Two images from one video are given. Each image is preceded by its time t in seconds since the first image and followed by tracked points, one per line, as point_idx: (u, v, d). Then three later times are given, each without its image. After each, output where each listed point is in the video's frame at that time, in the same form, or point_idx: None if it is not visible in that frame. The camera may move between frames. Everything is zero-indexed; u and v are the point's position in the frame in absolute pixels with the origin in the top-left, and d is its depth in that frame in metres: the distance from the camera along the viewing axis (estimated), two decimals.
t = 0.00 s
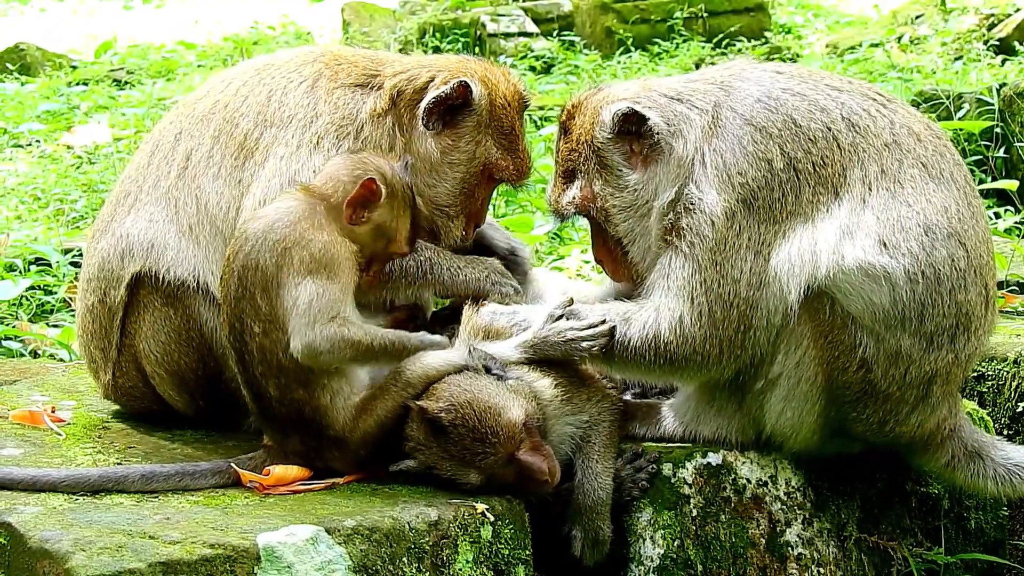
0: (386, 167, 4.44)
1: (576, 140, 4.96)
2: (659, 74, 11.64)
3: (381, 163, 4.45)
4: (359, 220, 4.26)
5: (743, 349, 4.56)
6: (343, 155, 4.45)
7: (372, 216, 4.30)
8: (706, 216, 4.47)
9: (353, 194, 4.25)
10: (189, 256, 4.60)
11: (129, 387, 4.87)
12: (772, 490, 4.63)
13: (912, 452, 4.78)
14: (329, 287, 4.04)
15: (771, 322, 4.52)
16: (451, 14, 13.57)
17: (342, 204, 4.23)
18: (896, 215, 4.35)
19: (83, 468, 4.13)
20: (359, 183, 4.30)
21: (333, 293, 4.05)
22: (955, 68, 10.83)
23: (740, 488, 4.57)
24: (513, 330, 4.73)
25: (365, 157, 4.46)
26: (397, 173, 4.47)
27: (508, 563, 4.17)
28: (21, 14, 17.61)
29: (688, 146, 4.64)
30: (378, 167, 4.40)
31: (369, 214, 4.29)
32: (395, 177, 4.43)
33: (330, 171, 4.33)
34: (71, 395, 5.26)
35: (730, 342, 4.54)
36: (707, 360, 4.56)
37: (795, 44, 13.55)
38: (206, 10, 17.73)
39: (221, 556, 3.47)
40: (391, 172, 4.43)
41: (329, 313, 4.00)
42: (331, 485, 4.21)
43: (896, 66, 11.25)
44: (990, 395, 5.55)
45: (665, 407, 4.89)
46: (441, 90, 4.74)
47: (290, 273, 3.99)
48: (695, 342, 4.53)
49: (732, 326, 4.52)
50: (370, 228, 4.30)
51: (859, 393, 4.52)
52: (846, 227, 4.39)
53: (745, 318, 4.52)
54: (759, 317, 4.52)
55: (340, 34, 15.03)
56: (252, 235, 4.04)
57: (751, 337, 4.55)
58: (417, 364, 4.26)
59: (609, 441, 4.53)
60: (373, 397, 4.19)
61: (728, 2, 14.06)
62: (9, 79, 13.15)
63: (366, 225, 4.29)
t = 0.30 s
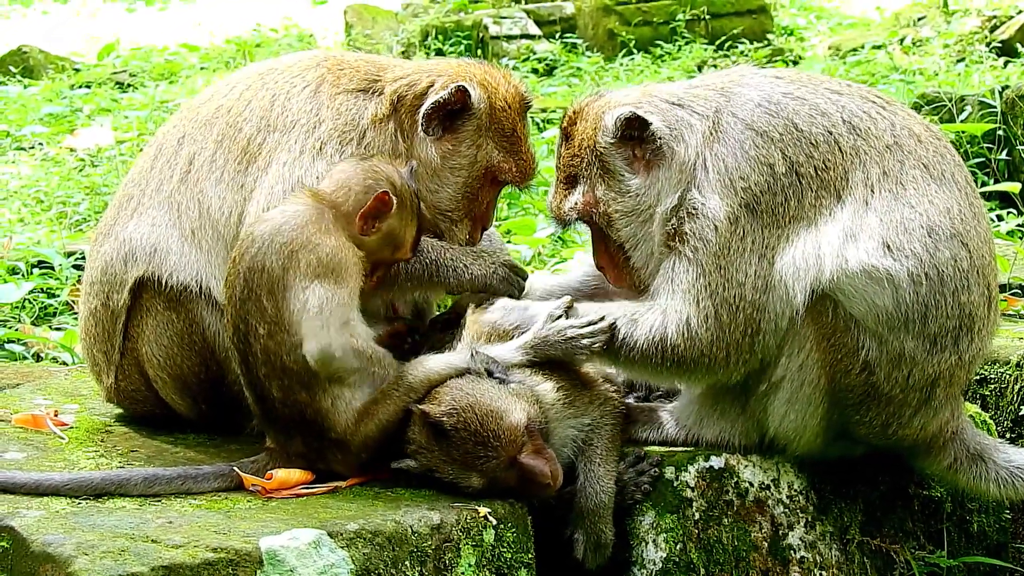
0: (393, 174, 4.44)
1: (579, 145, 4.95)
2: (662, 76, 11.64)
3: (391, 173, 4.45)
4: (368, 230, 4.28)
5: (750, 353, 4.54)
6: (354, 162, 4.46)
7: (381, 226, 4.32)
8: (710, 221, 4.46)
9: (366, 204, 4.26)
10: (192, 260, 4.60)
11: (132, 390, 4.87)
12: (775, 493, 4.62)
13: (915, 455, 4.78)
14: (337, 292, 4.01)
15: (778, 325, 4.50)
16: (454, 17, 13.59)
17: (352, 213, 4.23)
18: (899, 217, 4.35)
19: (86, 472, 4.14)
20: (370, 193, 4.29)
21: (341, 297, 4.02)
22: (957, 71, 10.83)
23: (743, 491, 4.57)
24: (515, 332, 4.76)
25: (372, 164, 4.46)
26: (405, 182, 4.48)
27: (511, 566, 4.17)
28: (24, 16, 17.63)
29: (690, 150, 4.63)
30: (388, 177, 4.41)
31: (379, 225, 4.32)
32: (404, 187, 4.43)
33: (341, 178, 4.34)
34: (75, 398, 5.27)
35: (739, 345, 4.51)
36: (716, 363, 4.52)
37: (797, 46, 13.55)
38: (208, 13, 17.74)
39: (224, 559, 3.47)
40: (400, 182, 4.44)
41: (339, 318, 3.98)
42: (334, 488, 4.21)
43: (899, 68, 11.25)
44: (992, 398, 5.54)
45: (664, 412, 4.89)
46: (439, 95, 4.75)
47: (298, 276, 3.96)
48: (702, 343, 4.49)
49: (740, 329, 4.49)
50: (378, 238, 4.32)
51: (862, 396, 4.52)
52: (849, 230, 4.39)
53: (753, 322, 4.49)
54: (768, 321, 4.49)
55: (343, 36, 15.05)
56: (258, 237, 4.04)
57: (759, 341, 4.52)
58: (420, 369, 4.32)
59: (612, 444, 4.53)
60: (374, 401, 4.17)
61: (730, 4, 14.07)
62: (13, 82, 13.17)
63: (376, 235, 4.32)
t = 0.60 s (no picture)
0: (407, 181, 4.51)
1: (575, 157, 4.97)
2: (663, 81, 11.66)
3: (406, 180, 4.51)
4: (383, 238, 4.34)
5: (757, 357, 4.54)
6: (366, 167, 4.49)
7: (397, 234, 4.36)
8: (708, 227, 4.47)
9: (383, 213, 4.30)
10: (193, 264, 4.61)
11: (134, 395, 4.88)
12: (776, 497, 4.63)
13: (916, 456, 4.79)
14: (355, 298, 4.08)
15: (784, 329, 4.49)
16: (455, 21, 13.61)
17: (367, 220, 4.27)
18: (898, 219, 4.36)
19: (89, 476, 4.14)
20: (387, 202, 4.33)
21: (358, 303, 4.10)
22: (958, 74, 10.84)
23: (744, 494, 4.58)
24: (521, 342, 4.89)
25: (385, 170, 4.50)
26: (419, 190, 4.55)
27: (513, 569, 4.17)
28: (25, 21, 17.65)
29: (686, 159, 4.65)
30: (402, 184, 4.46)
31: (395, 232, 4.37)
32: (417, 195, 4.50)
33: (357, 185, 4.34)
34: (77, 402, 5.27)
35: (745, 350, 4.51)
36: (721, 365, 4.53)
37: (798, 50, 13.56)
38: (209, 18, 17.76)
39: (227, 563, 3.48)
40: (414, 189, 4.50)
41: (359, 324, 4.07)
42: (336, 492, 4.22)
43: (900, 71, 11.26)
44: (993, 402, 5.55)
45: (663, 413, 4.89)
46: (441, 101, 4.74)
47: (315, 281, 4.00)
48: (708, 348, 4.49)
49: (744, 334, 4.49)
50: (393, 246, 4.38)
51: (864, 399, 4.53)
52: (849, 233, 4.39)
53: (759, 327, 4.49)
54: (774, 324, 4.48)
55: (344, 40, 15.06)
56: (274, 241, 4.05)
57: (767, 345, 4.52)
58: (423, 372, 4.38)
59: (614, 447, 4.54)
60: (379, 405, 4.24)
61: (731, 8, 14.09)
62: (14, 86, 13.18)
63: (391, 243, 4.37)
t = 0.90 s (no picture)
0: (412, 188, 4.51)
1: (575, 160, 4.97)
2: (661, 85, 11.67)
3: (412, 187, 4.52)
4: (392, 246, 4.37)
5: (758, 360, 4.54)
6: (370, 172, 4.49)
7: (405, 241, 4.40)
8: (707, 230, 4.47)
9: (394, 222, 4.34)
10: (193, 267, 4.60)
11: (134, 398, 4.88)
12: (775, 501, 4.63)
13: (914, 461, 4.79)
14: (360, 304, 4.08)
15: (784, 334, 4.49)
16: (454, 25, 13.62)
17: (374, 227, 4.28)
18: (897, 224, 4.37)
19: (88, 479, 4.14)
20: (395, 210, 4.36)
21: (363, 310, 4.09)
22: (956, 79, 10.86)
23: (744, 499, 4.57)
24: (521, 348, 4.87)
25: (390, 176, 4.50)
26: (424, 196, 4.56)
27: (512, 573, 4.17)
28: (23, 23, 17.65)
29: (686, 163, 4.65)
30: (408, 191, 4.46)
31: (404, 240, 4.40)
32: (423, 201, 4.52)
33: (365, 192, 4.34)
34: (76, 406, 5.27)
35: (745, 353, 4.51)
36: (722, 368, 4.53)
37: (796, 54, 13.58)
38: (208, 21, 17.76)
39: (226, 566, 3.48)
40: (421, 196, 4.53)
41: (364, 330, 4.07)
42: (336, 496, 4.22)
43: (898, 76, 11.28)
44: (992, 406, 5.56)
45: (665, 419, 4.90)
46: (443, 105, 4.74)
47: (319, 287, 4.01)
48: (710, 349, 4.49)
49: (745, 337, 4.49)
50: (402, 253, 4.41)
51: (863, 403, 4.54)
52: (848, 238, 4.40)
53: (759, 332, 4.49)
54: (773, 328, 4.48)
55: (343, 44, 15.07)
56: (279, 246, 4.07)
57: (767, 350, 4.52)
58: (423, 375, 4.36)
59: (614, 451, 4.55)
60: (379, 408, 4.23)
61: (730, 13, 14.12)
62: (12, 89, 13.18)
63: (400, 251, 4.40)
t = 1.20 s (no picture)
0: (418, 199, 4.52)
1: (574, 169, 4.98)
2: (661, 94, 11.69)
3: (418, 196, 4.53)
4: (401, 256, 4.41)
5: (757, 368, 4.54)
6: (375, 183, 4.51)
7: (412, 249, 4.44)
8: (706, 237, 4.48)
9: (401, 231, 4.35)
10: (192, 276, 4.61)
11: (133, 407, 4.89)
12: (774, 509, 4.64)
13: (913, 468, 4.79)
14: (363, 316, 4.07)
15: (783, 340, 4.49)
16: (453, 34, 13.65)
17: (381, 238, 4.29)
18: (894, 231, 4.37)
19: (87, 488, 4.15)
20: (402, 219, 4.37)
21: (365, 321, 4.08)
22: (955, 88, 10.87)
23: (743, 507, 4.59)
24: (523, 355, 4.84)
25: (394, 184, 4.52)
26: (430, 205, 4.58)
27: None
28: (23, 33, 17.69)
29: (684, 170, 4.66)
30: (413, 200, 4.47)
31: (412, 249, 4.44)
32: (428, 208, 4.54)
33: (371, 203, 4.35)
34: (76, 415, 5.27)
35: (744, 360, 4.52)
36: (722, 374, 4.53)
37: (795, 62, 13.60)
38: (208, 30, 17.79)
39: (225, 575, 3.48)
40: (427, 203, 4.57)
41: (359, 343, 4.04)
42: (335, 504, 4.23)
43: (897, 84, 11.30)
44: (991, 414, 5.56)
45: (665, 425, 4.90)
46: (444, 115, 4.76)
47: (324, 298, 3.99)
48: (711, 355, 4.49)
49: (745, 344, 4.49)
50: (411, 262, 4.46)
51: (861, 410, 4.54)
52: (846, 244, 4.41)
53: (759, 338, 4.49)
54: (773, 334, 4.49)
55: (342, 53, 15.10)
56: (286, 255, 4.04)
57: (766, 357, 4.52)
58: (422, 383, 4.36)
59: (613, 459, 4.55)
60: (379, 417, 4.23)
61: (729, 22, 14.14)
62: (12, 99, 13.20)
63: (409, 260, 4.45)
